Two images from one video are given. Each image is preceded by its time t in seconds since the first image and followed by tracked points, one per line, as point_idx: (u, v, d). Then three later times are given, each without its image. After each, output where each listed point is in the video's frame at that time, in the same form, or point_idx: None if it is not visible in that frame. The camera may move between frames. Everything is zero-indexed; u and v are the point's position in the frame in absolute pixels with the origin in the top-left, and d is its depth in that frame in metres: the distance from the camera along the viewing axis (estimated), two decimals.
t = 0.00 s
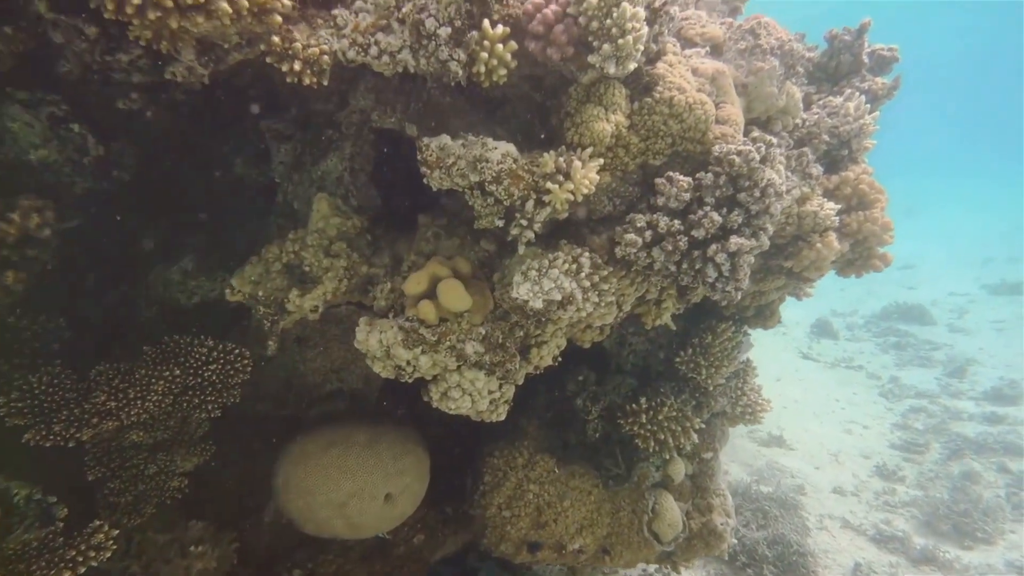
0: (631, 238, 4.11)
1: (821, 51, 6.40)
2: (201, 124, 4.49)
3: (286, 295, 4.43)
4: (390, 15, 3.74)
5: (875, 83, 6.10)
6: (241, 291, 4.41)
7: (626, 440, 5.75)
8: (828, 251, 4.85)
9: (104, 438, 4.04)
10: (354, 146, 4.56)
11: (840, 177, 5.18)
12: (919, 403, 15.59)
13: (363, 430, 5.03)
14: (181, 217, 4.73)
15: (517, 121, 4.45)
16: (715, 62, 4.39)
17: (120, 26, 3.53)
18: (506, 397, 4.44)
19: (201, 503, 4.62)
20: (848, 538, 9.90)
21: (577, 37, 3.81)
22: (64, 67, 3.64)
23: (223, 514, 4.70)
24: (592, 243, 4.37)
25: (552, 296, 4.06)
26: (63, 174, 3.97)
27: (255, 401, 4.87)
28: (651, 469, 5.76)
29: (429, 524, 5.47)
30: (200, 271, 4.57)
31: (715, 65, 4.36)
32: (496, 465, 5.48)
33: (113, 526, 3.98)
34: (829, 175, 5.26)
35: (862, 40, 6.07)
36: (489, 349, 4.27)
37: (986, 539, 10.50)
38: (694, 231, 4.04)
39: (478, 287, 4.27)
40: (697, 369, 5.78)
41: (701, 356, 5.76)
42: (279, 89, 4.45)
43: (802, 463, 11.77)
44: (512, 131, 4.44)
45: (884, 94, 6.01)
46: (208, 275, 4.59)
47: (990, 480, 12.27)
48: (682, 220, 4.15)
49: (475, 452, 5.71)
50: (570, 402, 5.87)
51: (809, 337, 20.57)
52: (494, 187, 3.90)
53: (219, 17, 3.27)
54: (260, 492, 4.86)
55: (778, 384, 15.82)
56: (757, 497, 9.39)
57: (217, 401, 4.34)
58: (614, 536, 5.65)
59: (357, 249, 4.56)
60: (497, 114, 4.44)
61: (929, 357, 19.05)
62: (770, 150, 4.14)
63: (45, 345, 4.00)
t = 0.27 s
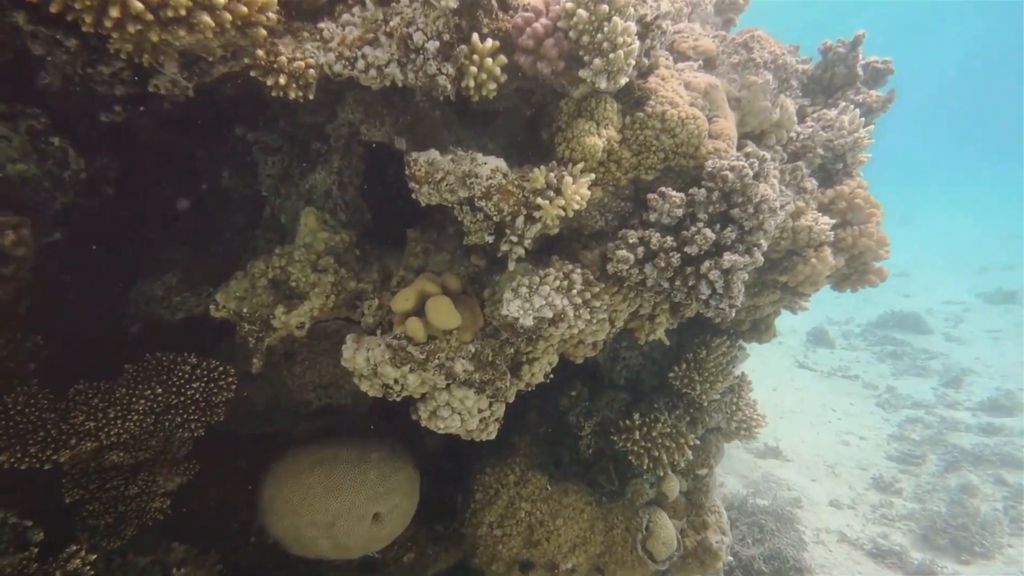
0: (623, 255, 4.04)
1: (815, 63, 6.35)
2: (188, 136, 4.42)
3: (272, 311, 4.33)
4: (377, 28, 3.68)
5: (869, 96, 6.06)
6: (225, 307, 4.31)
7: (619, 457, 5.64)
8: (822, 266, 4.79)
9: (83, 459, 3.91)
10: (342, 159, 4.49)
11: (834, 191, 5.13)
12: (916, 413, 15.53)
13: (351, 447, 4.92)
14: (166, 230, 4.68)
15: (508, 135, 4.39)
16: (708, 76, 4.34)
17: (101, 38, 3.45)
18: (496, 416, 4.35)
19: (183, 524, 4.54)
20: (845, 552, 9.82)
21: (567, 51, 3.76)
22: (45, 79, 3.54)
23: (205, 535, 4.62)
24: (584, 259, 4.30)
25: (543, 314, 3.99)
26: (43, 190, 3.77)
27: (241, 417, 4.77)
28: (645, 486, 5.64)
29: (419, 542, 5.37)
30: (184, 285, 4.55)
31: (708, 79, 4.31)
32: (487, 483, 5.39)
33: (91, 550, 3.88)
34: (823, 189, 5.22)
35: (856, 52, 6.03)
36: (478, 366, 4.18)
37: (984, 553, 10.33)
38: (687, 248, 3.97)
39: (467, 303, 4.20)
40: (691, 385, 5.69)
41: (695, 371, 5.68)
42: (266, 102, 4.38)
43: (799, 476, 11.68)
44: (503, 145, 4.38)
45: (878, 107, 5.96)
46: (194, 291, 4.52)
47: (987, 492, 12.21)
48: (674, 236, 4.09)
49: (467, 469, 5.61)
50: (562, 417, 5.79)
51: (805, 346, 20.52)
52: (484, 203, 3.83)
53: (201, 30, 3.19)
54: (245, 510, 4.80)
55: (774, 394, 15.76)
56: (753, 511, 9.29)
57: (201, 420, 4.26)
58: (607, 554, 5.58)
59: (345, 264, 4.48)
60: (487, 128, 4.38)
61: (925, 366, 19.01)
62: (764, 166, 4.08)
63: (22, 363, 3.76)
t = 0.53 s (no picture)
0: (615, 269, 3.98)
1: (809, 72, 6.33)
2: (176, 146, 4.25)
3: (259, 326, 4.24)
4: (365, 40, 3.63)
5: (863, 105, 6.03)
6: (211, 322, 4.24)
7: (614, 470, 5.67)
8: (817, 279, 4.75)
9: (64, 479, 3.85)
10: (331, 172, 4.43)
11: (829, 203, 5.10)
12: (913, 421, 15.49)
13: (340, 462, 4.82)
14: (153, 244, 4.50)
15: (499, 147, 4.34)
16: (701, 87, 4.30)
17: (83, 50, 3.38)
18: (488, 432, 4.27)
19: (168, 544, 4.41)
20: (842, 563, 9.76)
21: (558, 63, 3.71)
22: (23, 92, 3.43)
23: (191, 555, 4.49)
24: (576, 272, 4.25)
25: (535, 329, 3.92)
26: (23, 203, 3.71)
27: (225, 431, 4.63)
28: (640, 500, 5.65)
29: (410, 557, 5.34)
30: (170, 299, 4.46)
31: (702, 90, 4.27)
32: (479, 498, 5.26)
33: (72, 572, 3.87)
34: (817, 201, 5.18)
35: (850, 62, 6.00)
36: (469, 382, 4.11)
37: (982, 564, 10.22)
38: (680, 261, 3.92)
39: (457, 318, 4.14)
40: (686, 398, 5.62)
41: (690, 384, 5.62)
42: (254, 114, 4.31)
43: (795, 485, 11.62)
44: (494, 157, 4.33)
45: (872, 117, 5.93)
46: (180, 305, 4.48)
47: (985, 502, 12.16)
48: (667, 250, 4.04)
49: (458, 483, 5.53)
50: (556, 430, 5.72)
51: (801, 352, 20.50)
52: (474, 217, 3.77)
53: (184, 43, 3.13)
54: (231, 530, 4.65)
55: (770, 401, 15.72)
56: (750, 521, 9.21)
57: (186, 438, 4.19)
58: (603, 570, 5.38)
59: (334, 278, 4.41)
60: (478, 140, 4.33)
61: (921, 372, 18.99)
62: (758, 178, 4.04)
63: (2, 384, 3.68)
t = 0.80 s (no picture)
0: (609, 284, 3.91)
1: (802, 82, 6.28)
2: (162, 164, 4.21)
3: (246, 345, 4.14)
4: (352, 56, 3.58)
5: (857, 115, 5.99)
6: (197, 340, 4.11)
7: (610, 484, 5.54)
8: (813, 292, 4.69)
9: (44, 505, 3.71)
10: (319, 187, 4.36)
11: (824, 214, 5.05)
12: (911, 427, 15.43)
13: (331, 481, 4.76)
14: (139, 260, 4.40)
15: (490, 162, 4.28)
16: (694, 100, 4.25)
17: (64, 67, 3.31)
18: (481, 451, 4.19)
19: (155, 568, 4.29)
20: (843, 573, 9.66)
21: (548, 77, 3.67)
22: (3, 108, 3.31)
23: None
24: (569, 288, 4.18)
25: (527, 346, 3.85)
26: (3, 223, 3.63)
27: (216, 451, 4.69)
28: (638, 517, 5.55)
29: None
30: (156, 318, 4.47)
31: (694, 103, 4.22)
32: (473, 516, 5.18)
33: None
34: (812, 212, 5.13)
35: (844, 71, 5.96)
36: (461, 402, 4.03)
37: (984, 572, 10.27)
38: (674, 277, 3.86)
39: (448, 335, 4.06)
40: (683, 412, 5.54)
41: (686, 398, 5.54)
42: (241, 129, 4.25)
43: (794, 494, 11.52)
44: (484, 172, 4.27)
45: (866, 126, 5.89)
46: (166, 323, 4.49)
47: (985, 510, 12.10)
48: (661, 265, 3.97)
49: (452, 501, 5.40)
50: (551, 446, 5.64)
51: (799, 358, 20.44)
52: (464, 234, 3.71)
53: (166, 61, 3.06)
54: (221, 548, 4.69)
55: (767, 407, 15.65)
56: (749, 532, 9.10)
57: (171, 460, 4.10)
58: None
59: (323, 295, 4.33)
60: (468, 154, 4.27)
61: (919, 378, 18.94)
62: (751, 192, 3.99)
63: None
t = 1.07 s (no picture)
0: (604, 302, 3.85)
1: (798, 92, 6.24)
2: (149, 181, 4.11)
3: (235, 365, 4.05)
4: (341, 72, 3.53)
5: (854, 125, 5.94)
6: (185, 361, 4.04)
7: (608, 502, 5.53)
8: (813, 306, 4.62)
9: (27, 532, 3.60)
10: (310, 203, 4.29)
11: (822, 227, 4.99)
12: (912, 435, 15.35)
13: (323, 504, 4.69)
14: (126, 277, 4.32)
15: (483, 178, 4.22)
16: (689, 113, 4.20)
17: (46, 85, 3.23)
18: (475, 472, 4.11)
19: None
20: None
21: (541, 93, 3.62)
22: None
23: None
24: (564, 305, 4.11)
25: (521, 365, 3.78)
26: None
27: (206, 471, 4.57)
28: (637, 534, 5.50)
29: None
30: (143, 337, 4.41)
31: (690, 116, 4.17)
32: (469, 536, 5.07)
33: None
34: (810, 224, 5.08)
35: (840, 81, 5.92)
36: (455, 423, 3.95)
37: None
38: (671, 294, 3.79)
39: (442, 354, 3.98)
40: (681, 427, 5.46)
41: (685, 413, 5.45)
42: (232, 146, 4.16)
43: (795, 504, 11.40)
44: (477, 188, 4.22)
45: (864, 136, 5.84)
46: (154, 342, 4.42)
47: (988, 520, 12.02)
48: (657, 282, 3.91)
49: (448, 520, 5.29)
50: (548, 462, 5.55)
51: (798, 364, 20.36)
52: (457, 252, 3.64)
53: (150, 80, 3.00)
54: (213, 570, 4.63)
55: (767, 415, 15.53)
56: (750, 545, 9.00)
57: (157, 483, 3.96)
58: None
59: (314, 313, 4.26)
60: (462, 169, 4.21)
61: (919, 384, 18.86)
62: (748, 208, 3.94)
63: None
